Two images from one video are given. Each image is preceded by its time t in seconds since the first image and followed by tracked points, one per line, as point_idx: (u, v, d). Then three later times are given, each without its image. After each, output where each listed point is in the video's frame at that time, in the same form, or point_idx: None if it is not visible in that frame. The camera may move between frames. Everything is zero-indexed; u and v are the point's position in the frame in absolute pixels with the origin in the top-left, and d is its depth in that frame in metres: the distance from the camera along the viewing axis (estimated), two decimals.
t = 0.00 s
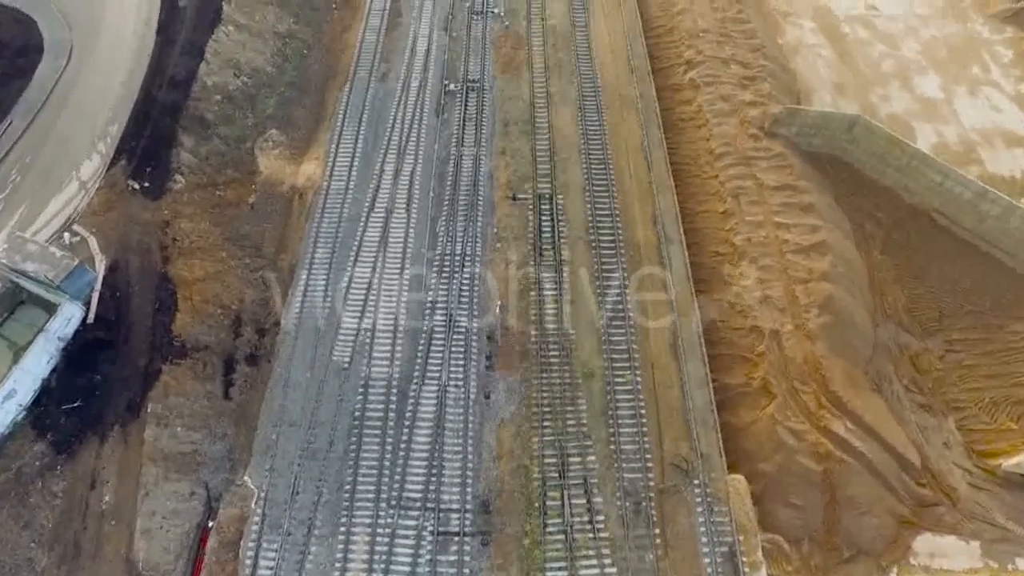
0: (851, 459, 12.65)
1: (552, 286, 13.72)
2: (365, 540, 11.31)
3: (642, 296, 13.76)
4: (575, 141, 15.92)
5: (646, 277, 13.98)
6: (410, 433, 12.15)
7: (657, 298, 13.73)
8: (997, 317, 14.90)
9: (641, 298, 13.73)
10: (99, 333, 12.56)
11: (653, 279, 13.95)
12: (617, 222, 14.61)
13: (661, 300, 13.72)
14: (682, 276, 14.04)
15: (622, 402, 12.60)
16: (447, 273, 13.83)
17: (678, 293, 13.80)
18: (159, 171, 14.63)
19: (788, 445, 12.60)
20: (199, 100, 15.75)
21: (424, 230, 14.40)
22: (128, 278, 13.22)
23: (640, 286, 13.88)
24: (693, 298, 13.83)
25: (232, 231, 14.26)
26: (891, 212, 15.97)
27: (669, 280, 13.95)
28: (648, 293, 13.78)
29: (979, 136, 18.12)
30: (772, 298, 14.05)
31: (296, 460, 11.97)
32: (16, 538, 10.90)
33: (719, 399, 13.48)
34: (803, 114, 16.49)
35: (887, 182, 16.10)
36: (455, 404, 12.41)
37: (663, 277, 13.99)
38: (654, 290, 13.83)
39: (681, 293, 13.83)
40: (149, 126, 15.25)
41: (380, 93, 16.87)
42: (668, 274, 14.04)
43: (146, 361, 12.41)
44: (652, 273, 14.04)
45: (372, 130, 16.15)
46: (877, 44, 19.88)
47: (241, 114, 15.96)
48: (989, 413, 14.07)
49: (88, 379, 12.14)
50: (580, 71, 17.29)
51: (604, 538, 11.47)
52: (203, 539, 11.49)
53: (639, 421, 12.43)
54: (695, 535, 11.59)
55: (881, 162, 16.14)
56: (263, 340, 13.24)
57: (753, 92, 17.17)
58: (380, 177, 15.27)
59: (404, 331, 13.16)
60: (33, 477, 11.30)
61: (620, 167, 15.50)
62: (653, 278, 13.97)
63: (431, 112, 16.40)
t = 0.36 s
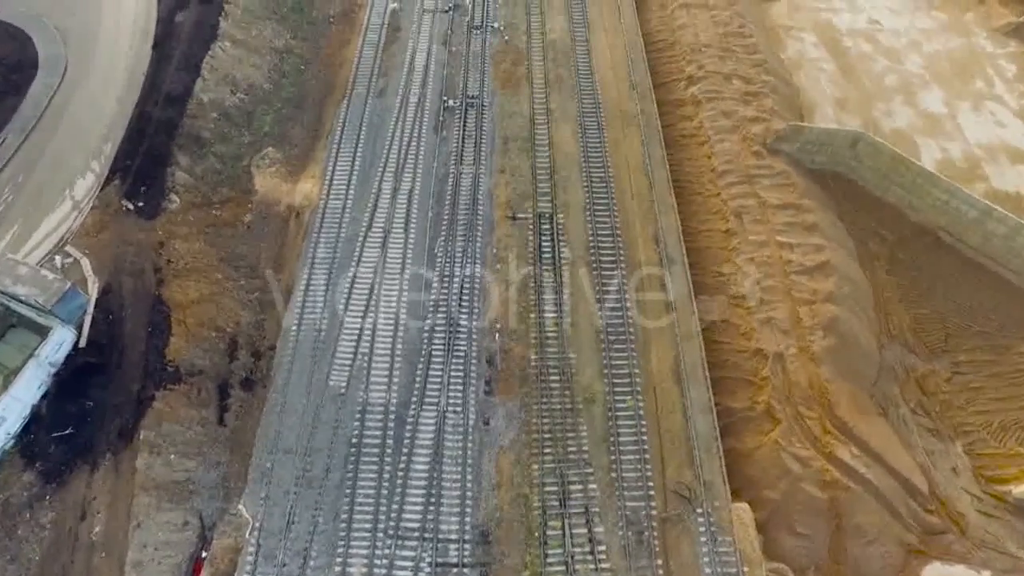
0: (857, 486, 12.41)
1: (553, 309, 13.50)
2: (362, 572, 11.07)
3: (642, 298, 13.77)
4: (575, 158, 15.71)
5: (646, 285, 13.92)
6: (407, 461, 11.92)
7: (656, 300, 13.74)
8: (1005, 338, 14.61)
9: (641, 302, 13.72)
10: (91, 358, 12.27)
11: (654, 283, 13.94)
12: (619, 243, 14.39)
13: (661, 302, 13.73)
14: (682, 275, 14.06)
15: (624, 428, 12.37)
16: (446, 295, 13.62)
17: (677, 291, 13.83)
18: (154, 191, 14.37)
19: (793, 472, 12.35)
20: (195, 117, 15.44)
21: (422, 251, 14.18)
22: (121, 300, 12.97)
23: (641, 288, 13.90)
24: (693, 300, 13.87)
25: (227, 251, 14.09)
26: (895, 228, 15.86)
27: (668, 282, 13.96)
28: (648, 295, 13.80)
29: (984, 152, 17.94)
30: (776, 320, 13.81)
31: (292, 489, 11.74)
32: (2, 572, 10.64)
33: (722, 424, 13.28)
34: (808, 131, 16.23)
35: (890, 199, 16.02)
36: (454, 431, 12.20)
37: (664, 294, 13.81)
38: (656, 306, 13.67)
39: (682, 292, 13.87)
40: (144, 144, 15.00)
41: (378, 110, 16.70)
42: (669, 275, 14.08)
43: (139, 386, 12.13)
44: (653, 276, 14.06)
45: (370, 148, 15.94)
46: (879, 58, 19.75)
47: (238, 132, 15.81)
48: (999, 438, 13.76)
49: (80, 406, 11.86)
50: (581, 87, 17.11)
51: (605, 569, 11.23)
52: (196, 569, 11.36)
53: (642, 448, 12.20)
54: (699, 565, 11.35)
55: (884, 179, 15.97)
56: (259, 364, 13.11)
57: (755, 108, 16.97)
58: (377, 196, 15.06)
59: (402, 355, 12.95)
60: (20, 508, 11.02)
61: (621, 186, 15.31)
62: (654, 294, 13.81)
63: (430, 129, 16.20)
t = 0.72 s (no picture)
0: (864, 513, 12.15)
1: (554, 332, 13.28)
2: None
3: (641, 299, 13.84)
4: (577, 176, 15.51)
5: (645, 286, 13.99)
6: (406, 489, 11.71)
7: (654, 300, 13.82)
8: (1013, 359, 14.42)
9: (639, 301, 13.80)
10: (83, 383, 12.03)
11: (655, 285, 14.00)
12: (621, 264, 14.19)
13: (660, 302, 13.83)
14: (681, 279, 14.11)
15: (626, 455, 12.17)
16: (445, 317, 13.42)
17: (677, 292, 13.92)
18: (149, 211, 14.17)
19: (799, 500, 12.09)
20: (190, 135, 15.30)
21: (421, 272, 13.98)
22: (115, 324, 12.73)
23: (641, 289, 13.98)
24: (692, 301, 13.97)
25: (223, 272, 13.82)
26: (900, 247, 15.68)
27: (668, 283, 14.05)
28: (649, 304, 13.76)
29: (989, 168, 17.78)
30: (781, 342, 13.59)
31: (288, 519, 11.52)
32: None
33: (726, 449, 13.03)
34: (812, 148, 15.99)
35: (894, 217, 15.84)
36: (453, 458, 11.98)
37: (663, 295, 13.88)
38: (659, 328, 13.48)
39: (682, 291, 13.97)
40: (138, 163, 14.81)
41: (376, 127, 16.53)
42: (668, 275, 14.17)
43: (131, 413, 11.90)
44: (652, 277, 14.14)
45: (368, 166, 15.76)
46: (882, 73, 19.68)
47: (234, 149, 15.61)
48: (1008, 462, 13.51)
49: (71, 433, 11.63)
50: (582, 103, 16.93)
51: None
52: None
53: (644, 475, 11.99)
54: None
55: (889, 197, 15.81)
56: (255, 388, 12.86)
57: (757, 124, 16.91)
58: (375, 215, 14.87)
59: (401, 379, 12.74)
60: (7, 540, 10.77)
61: (623, 206, 15.09)
62: (652, 295, 13.89)
63: (429, 146, 16.03)
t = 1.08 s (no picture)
0: (872, 543, 11.91)
1: (555, 356, 13.05)
2: None
3: (641, 298, 13.91)
4: (577, 196, 15.31)
5: (645, 286, 14.05)
6: (404, 519, 11.47)
7: (655, 300, 13.87)
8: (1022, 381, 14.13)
9: (638, 301, 13.86)
10: (73, 411, 11.80)
11: (655, 285, 14.05)
12: (623, 286, 14.00)
13: (660, 302, 13.88)
14: (680, 275, 14.20)
15: (628, 483, 11.93)
16: (444, 340, 13.19)
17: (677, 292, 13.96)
18: (143, 232, 13.94)
19: (805, 529, 11.86)
20: (186, 154, 15.10)
21: (420, 294, 13.77)
22: (107, 348, 12.49)
23: (641, 288, 14.04)
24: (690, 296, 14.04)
25: (218, 294, 13.57)
26: (906, 266, 15.45)
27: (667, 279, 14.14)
28: (652, 327, 13.53)
29: (994, 185, 17.59)
30: (785, 365, 13.37)
31: (283, 550, 11.29)
32: None
33: (732, 475, 12.71)
34: (817, 166, 15.87)
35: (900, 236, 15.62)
36: (452, 487, 11.75)
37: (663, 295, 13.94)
38: (661, 352, 13.27)
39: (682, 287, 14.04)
40: (133, 183, 14.60)
41: (375, 144, 16.33)
42: (666, 272, 14.25)
43: (123, 441, 11.68)
44: (651, 276, 14.21)
45: (366, 184, 15.56)
46: (885, 87, 19.54)
47: (230, 167, 15.38)
48: (1018, 489, 13.26)
49: (60, 463, 11.40)
50: (583, 120, 16.74)
51: None
52: None
53: (647, 504, 11.76)
54: None
55: (894, 216, 15.64)
56: (250, 414, 12.55)
57: (760, 141, 16.72)
58: (373, 235, 14.66)
59: (399, 406, 12.51)
60: None
61: (624, 226, 14.87)
62: (652, 294, 13.94)
63: (428, 164, 15.82)
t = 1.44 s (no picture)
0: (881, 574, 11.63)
1: (556, 381, 12.84)
2: None
3: (640, 297, 13.98)
4: (579, 215, 15.11)
5: (645, 286, 14.11)
6: (402, 550, 11.23)
7: (654, 300, 13.92)
8: None
9: (638, 300, 13.93)
10: (64, 440, 11.54)
11: (654, 285, 14.11)
12: (625, 308, 13.77)
13: (660, 302, 13.94)
14: (677, 275, 14.31)
15: (631, 512, 11.69)
16: (443, 364, 12.97)
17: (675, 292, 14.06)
18: (137, 253, 13.70)
19: (812, 559, 11.62)
20: (182, 173, 14.86)
21: (418, 317, 13.55)
22: (100, 374, 12.23)
23: (640, 288, 14.10)
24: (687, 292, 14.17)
25: (214, 317, 13.37)
26: (911, 285, 15.25)
27: (664, 278, 14.25)
28: (655, 351, 13.31)
29: (1000, 202, 17.40)
30: (790, 390, 13.11)
31: None
32: None
33: (735, 502, 12.53)
34: (820, 185, 15.60)
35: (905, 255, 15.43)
36: (451, 516, 11.51)
37: (661, 296, 14.01)
38: (663, 376, 13.06)
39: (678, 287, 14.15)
40: (128, 203, 14.36)
41: (373, 162, 16.14)
42: (664, 272, 14.33)
43: (115, 470, 11.42)
44: (649, 276, 14.27)
45: (364, 203, 15.36)
46: (888, 102, 19.44)
47: (226, 186, 15.18)
48: None
49: (50, 493, 11.12)
50: (584, 137, 16.56)
51: None
52: None
53: (650, 533, 11.52)
54: None
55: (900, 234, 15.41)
56: (246, 440, 12.40)
57: (763, 158, 16.54)
58: (371, 256, 14.45)
59: (397, 432, 12.28)
60: None
61: (626, 246, 14.67)
62: (649, 295, 14.00)
63: (427, 182, 15.63)
